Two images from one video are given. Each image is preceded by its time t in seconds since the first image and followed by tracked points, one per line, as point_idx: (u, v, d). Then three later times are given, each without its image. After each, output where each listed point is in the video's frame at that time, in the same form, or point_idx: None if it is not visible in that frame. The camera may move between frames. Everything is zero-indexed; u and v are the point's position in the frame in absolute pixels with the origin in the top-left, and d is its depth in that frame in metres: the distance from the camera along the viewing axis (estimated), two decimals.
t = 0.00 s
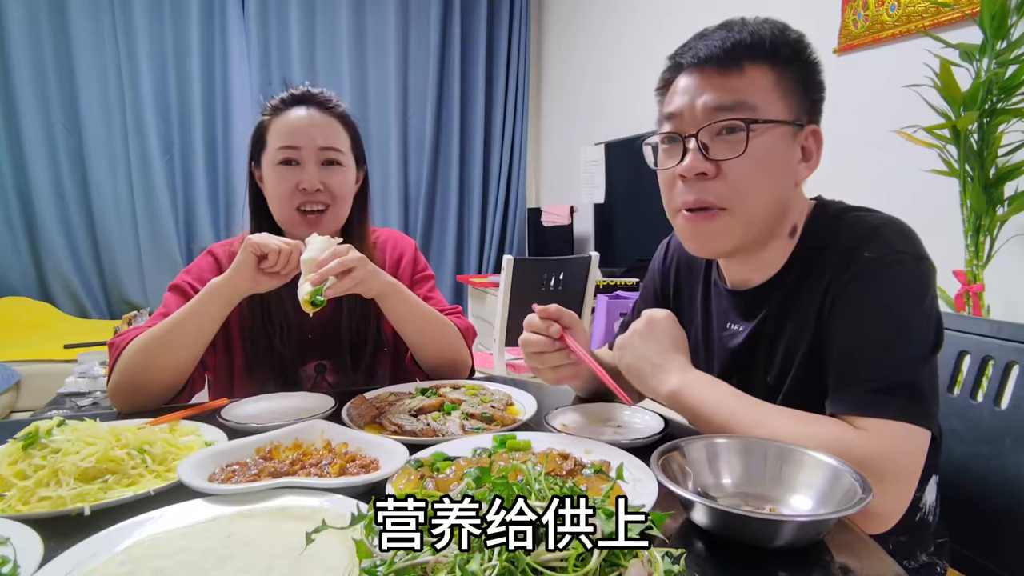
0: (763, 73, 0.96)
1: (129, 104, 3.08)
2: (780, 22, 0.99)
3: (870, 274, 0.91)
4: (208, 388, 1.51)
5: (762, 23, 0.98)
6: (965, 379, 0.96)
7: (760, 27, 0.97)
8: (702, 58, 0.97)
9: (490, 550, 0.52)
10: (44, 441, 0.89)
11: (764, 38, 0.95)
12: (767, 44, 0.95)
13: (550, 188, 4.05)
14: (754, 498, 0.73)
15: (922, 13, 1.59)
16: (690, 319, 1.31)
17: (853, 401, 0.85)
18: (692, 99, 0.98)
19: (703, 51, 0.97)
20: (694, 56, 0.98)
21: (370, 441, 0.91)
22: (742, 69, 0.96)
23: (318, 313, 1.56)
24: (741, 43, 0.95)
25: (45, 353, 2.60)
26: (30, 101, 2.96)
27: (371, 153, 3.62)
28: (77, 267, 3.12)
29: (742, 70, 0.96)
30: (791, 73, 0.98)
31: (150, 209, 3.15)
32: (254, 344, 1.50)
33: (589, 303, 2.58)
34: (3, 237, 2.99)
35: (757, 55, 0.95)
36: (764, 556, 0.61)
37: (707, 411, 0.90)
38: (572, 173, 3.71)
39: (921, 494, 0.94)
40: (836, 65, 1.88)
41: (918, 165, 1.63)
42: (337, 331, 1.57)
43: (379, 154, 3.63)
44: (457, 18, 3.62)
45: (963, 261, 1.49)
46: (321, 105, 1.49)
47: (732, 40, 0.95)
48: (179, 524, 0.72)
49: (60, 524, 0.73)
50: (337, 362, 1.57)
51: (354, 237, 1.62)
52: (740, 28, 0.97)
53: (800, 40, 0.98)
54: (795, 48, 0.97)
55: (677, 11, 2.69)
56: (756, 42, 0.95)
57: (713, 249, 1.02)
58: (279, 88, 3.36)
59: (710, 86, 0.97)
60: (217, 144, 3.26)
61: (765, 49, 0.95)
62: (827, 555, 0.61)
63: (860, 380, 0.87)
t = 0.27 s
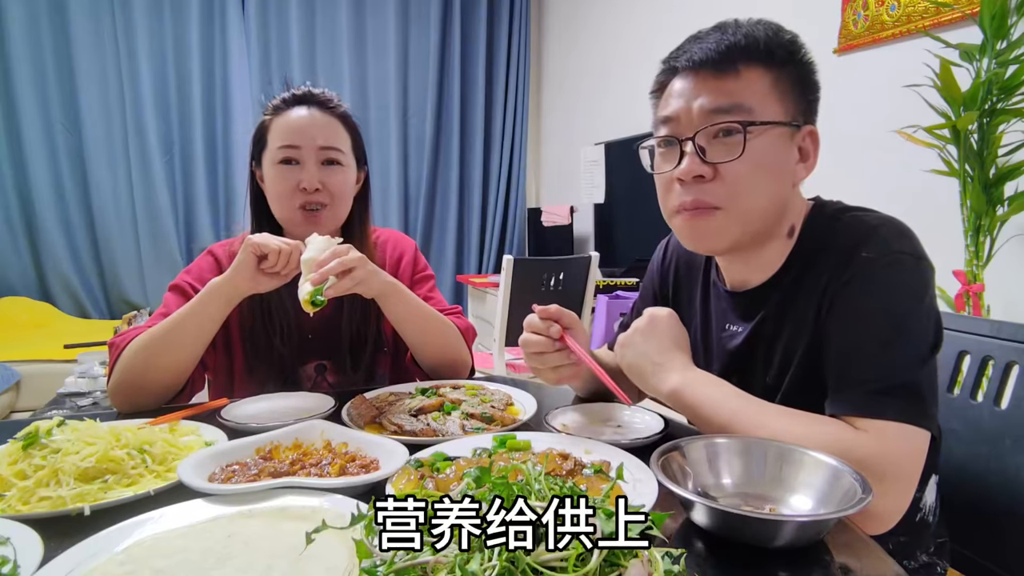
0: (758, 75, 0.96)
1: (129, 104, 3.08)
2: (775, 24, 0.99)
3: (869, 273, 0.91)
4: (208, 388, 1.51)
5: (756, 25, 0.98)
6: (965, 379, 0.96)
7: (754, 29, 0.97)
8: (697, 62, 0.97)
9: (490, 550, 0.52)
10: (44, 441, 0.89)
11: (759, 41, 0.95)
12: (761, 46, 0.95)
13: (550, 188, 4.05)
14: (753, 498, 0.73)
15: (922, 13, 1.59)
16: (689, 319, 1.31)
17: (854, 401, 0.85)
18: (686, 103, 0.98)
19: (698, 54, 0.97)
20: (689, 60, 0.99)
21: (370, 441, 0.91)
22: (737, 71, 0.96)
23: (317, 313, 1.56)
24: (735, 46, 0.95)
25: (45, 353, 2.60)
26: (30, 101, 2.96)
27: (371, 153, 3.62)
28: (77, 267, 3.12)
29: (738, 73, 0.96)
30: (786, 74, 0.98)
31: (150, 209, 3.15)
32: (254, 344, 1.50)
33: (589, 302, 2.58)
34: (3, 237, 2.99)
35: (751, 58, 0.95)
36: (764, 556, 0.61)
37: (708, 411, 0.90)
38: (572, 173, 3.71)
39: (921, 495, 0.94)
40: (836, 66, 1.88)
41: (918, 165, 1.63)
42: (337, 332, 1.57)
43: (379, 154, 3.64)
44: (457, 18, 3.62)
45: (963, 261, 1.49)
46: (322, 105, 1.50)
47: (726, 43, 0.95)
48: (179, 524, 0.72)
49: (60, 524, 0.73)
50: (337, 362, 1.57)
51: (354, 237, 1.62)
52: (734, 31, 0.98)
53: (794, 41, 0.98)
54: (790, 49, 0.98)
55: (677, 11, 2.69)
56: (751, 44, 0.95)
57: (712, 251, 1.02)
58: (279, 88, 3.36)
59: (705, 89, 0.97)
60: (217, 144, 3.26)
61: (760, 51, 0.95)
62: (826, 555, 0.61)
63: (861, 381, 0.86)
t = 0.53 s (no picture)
0: (756, 75, 0.96)
1: (129, 104, 3.08)
2: (772, 24, 0.99)
3: (869, 273, 0.91)
4: (208, 388, 1.51)
5: (753, 26, 0.98)
6: (965, 379, 0.96)
7: (751, 29, 0.97)
8: (695, 62, 0.97)
9: (490, 550, 0.52)
10: (44, 441, 0.89)
11: (756, 41, 0.95)
12: (759, 46, 0.95)
13: (550, 188, 4.05)
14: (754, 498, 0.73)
15: (922, 13, 1.59)
16: (689, 319, 1.31)
17: (854, 401, 0.85)
18: (684, 103, 0.98)
19: (696, 55, 0.97)
20: (687, 61, 0.99)
21: (370, 441, 0.91)
22: (734, 72, 0.96)
23: (318, 314, 1.56)
24: (733, 46, 0.95)
25: (45, 353, 2.60)
26: (31, 101, 2.96)
27: (372, 153, 3.62)
28: (77, 267, 3.12)
29: (735, 74, 0.96)
30: (785, 74, 0.98)
31: (150, 209, 3.15)
32: (254, 344, 1.50)
33: (589, 302, 2.58)
34: (3, 237, 2.99)
35: (749, 58, 0.96)
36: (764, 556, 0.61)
37: (708, 411, 0.90)
38: (572, 173, 3.71)
39: (921, 495, 0.94)
40: (836, 66, 1.88)
41: (918, 165, 1.63)
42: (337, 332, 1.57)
43: (379, 154, 3.64)
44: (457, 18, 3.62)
45: (963, 261, 1.49)
46: (322, 104, 1.50)
47: (724, 43, 0.95)
48: (179, 524, 0.72)
49: (60, 524, 0.73)
50: (337, 362, 1.57)
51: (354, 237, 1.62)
52: (731, 32, 0.98)
53: (791, 41, 0.99)
54: (788, 50, 0.98)
55: (677, 11, 2.69)
56: (748, 44, 0.95)
57: (712, 252, 1.01)
58: (279, 88, 3.36)
59: (703, 89, 0.97)
60: (217, 144, 3.26)
61: (757, 51, 0.95)
62: (827, 555, 0.61)
63: (861, 381, 0.86)
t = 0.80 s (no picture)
0: (759, 73, 0.96)
1: (129, 104, 3.08)
2: (775, 22, 0.99)
3: (869, 273, 0.91)
4: (208, 388, 1.51)
5: (757, 24, 0.98)
6: (965, 379, 0.96)
7: (755, 27, 0.97)
8: (698, 59, 0.97)
9: (490, 550, 0.52)
10: (44, 441, 0.89)
11: (759, 39, 0.95)
12: (762, 44, 0.95)
13: (550, 188, 4.05)
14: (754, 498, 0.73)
15: (922, 13, 1.59)
16: (690, 320, 1.31)
17: (854, 401, 0.85)
18: (688, 99, 0.98)
19: (699, 52, 0.97)
20: (690, 57, 0.99)
21: (370, 441, 0.91)
22: (738, 69, 0.96)
23: (318, 314, 1.56)
24: (736, 43, 0.95)
25: (45, 353, 2.60)
26: (31, 101, 2.96)
27: (371, 154, 3.62)
28: (77, 267, 3.12)
29: (739, 70, 0.96)
30: (787, 73, 0.98)
31: (150, 209, 3.15)
32: (254, 344, 1.50)
33: (589, 302, 2.58)
34: (3, 237, 2.99)
35: (752, 55, 0.95)
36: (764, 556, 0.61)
37: (708, 411, 0.90)
38: (572, 173, 3.71)
39: (921, 494, 0.94)
40: (836, 66, 1.88)
41: (918, 165, 1.63)
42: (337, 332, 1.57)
43: (379, 154, 3.64)
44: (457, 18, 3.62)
45: (963, 261, 1.49)
46: (322, 105, 1.49)
47: (728, 41, 0.95)
48: (179, 524, 0.72)
49: (60, 524, 0.73)
50: (337, 362, 1.57)
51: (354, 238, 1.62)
52: (735, 29, 0.98)
53: (794, 40, 0.98)
54: (791, 48, 0.98)
55: (677, 11, 2.69)
56: (752, 42, 0.95)
57: (713, 249, 1.01)
58: (279, 88, 3.36)
59: (707, 86, 0.97)
60: (217, 143, 3.26)
61: (761, 49, 0.95)
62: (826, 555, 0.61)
63: (861, 381, 0.87)
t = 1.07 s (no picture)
0: (758, 75, 0.96)
1: (129, 104, 3.08)
2: (775, 24, 0.99)
3: (869, 273, 0.91)
4: (208, 388, 1.51)
5: (756, 26, 0.98)
6: (965, 379, 0.96)
7: (754, 28, 0.97)
8: (698, 61, 0.97)
9: (490, 550, 0.52)
10: (44, 441, 0.89)
11: (759, 41, 0.95)
12: (761, 46, 0.95)
13: (550, 188, 4.05)
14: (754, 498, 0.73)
15: (922, 13, 1.59)
16: (690, 320, 1.31)
17: (854, 401, 0.85)
18: (688, 101, 0.98)
19: (699, 54, 0.97)
20: (690, 59, 0.99)
21: (370, 441, 0.91)
22: (737, 71, 0.96)
23: (318, 313, 1.56)
24: (735, 45, 0.95)
25: (45, 353, 2.61)
26: (31, 101, 2.96)
27: (371, 154, 3.62)
28: (77, 267, 3.12)
29: (738, 72, 0.96)
30: (787, 75, 0.98)
31: (150, 209, 3.15)
32: (255, 344, 1.51)
33: (589, 302, 2.58)
34: (3, 237, 2.99)
35: (751, 57, 0.95)
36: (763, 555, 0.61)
37: (708, 411, 0.90)
38: (572, 173, 3.71)
39: (921, 494, 0.94)
40: (836, 66, 1.88)
41: (918, 166, 1.63)
42: (337, 331, 1.57)
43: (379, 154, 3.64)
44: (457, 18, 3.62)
45: (963, 261, 1.49)
46: (321, 106, 1.49)
47: (728, 42, 0.95)
48: (179, 524, 0.72)
49: (60, 524, 0.73)
50: (337, 361, 1.57)
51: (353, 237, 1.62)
52: (734, 31, 0.98)
53: (794, 42, 0.99)
54: (790, 50, 0.98)
55: (677, 11, 2.69)
56: (751, 44, 0.95)
57: (713, 249, 1.01)
58: (279, 88, 3.36)
59: (706, 88, 0.97)
60: (217, 143, 3.26)
61: (760, 51, 0.95)
62: (826, 555, 0.61)
63: (861, 381, 0.86)
